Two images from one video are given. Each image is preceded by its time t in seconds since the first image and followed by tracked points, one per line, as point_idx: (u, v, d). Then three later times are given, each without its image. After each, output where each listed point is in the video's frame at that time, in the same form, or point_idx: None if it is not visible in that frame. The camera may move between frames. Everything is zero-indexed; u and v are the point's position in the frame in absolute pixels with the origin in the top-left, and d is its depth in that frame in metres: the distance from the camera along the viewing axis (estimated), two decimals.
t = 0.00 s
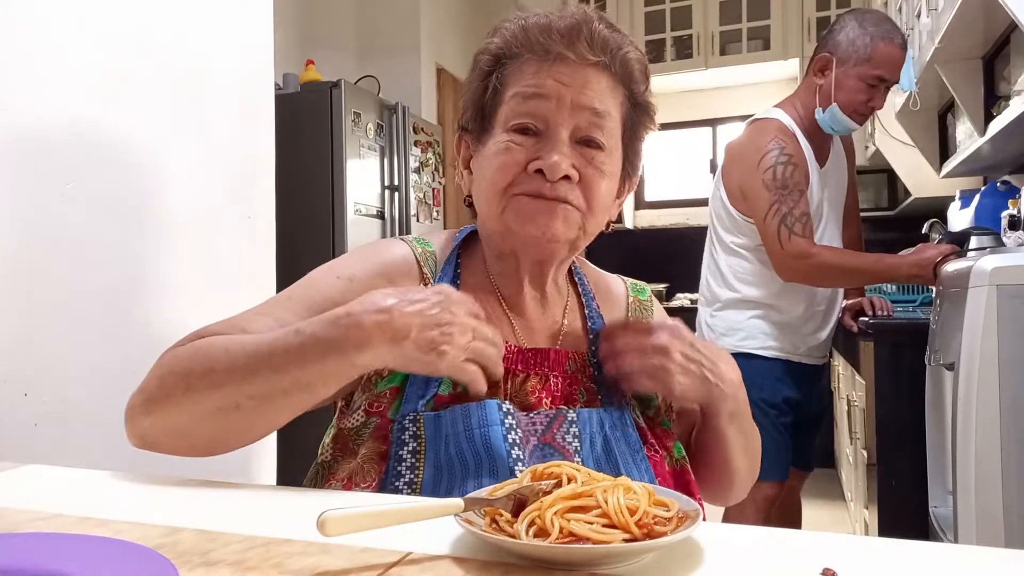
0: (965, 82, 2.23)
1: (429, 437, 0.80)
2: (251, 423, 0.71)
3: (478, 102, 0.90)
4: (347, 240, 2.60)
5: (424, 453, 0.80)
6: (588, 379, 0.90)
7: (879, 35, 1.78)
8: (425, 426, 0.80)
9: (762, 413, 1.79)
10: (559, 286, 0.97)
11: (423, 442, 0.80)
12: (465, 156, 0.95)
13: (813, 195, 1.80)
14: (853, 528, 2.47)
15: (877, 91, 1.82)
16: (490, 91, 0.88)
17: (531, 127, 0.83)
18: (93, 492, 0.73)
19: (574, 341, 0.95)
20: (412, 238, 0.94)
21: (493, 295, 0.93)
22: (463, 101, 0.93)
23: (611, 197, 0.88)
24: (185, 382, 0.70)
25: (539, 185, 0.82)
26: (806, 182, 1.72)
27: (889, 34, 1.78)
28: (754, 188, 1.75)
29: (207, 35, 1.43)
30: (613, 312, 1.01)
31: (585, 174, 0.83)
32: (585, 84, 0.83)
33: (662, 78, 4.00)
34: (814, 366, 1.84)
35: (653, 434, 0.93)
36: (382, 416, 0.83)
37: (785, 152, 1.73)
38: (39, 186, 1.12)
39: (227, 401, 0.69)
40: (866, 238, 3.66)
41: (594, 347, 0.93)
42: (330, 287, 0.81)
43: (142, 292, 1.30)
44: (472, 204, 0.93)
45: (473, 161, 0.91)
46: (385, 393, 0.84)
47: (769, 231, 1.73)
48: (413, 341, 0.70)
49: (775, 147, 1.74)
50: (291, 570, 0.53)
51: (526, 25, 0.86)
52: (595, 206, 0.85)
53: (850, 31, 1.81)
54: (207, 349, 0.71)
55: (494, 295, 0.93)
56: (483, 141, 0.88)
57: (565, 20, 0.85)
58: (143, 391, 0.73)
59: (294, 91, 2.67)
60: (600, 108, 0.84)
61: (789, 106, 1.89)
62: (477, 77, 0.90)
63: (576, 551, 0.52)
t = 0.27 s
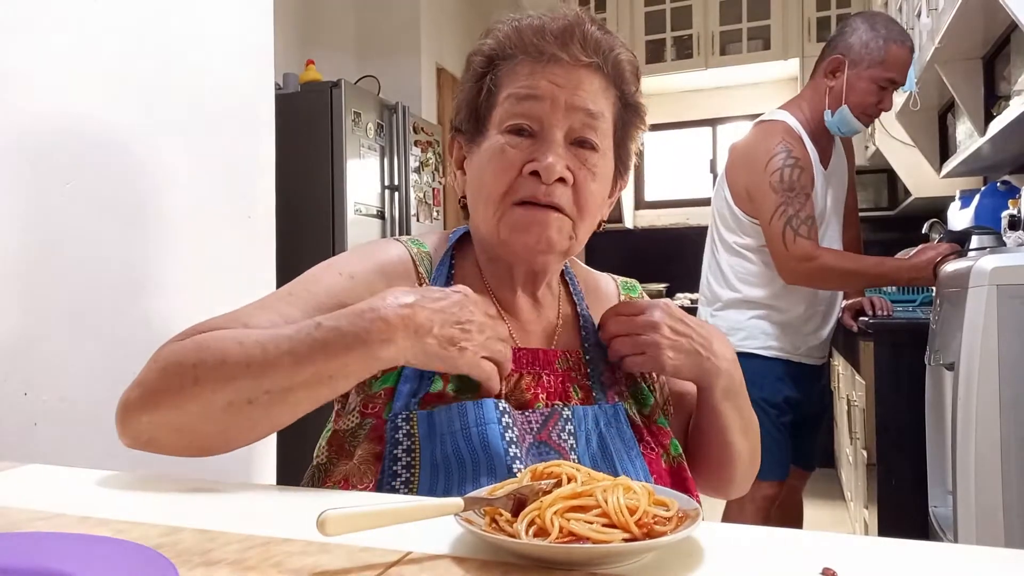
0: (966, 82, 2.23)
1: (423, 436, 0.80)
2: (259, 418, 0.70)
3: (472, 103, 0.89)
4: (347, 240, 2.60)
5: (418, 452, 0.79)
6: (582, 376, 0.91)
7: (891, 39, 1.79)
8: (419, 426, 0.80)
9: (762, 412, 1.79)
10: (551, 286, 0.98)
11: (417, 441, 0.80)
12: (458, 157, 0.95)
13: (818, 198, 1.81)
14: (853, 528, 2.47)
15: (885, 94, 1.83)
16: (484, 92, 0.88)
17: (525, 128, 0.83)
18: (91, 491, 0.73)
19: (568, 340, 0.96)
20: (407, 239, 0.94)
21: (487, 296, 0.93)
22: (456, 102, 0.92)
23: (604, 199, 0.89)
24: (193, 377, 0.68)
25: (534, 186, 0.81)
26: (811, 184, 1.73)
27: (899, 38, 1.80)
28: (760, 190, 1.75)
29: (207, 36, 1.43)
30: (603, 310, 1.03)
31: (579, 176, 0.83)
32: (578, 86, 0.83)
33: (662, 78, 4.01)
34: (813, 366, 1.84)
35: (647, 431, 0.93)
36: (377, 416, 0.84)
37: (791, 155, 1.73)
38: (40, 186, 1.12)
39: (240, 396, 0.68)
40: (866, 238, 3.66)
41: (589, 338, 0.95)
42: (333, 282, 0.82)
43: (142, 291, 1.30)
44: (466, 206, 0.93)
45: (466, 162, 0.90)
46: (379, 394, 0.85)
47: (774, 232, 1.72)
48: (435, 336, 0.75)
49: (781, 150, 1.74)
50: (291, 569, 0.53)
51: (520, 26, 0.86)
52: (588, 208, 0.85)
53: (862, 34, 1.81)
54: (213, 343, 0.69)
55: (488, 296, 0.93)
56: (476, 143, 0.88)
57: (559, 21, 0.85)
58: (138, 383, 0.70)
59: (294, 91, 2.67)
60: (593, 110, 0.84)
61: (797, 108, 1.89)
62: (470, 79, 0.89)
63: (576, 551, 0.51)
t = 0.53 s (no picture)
0: (965, 82, 2.23)
1: (412, 433, 0.80)
2: (252, 416, 0.70)
3: (473, 101, 0.88)
4: (346, 239, 2.60)
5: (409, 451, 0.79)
6: (575, 374, 0.91)
7: (896, 41, 1.79)
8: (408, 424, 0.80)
9: (761, 412, 1.79)
10: (545, 286, 0.98)
11: (407, 440, 0.80)
12: (455, 153, 0.94)
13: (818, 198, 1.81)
14: (852, 527, 2.47)
15: (887, 96, 1.83)
16: (487, 91, 0.87)
17: (531, 130, 0.83)
18: (90, 491, 0.73)
19: (563, 338, 0.96)
20: (398, 239, 0.94)
21: (481, 295, 0.93)
22: (455, 97, 0.91)
23: (604, 203, 0.89)
24: (183, 376, 0.68)
25: (541, 191, 0.82)
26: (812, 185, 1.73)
27: (904, 41, 1.80)
28: (761, 189, 1.75)
29: (207, 36, 1.43)
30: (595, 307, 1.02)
31: (584, 181, 0.84)
32: (585, 90, 0.83)
33: (661, 77, 4.00)
34: (812, 365, 1.84)
35: (642, 430, 0.93)
36: (367, 418, 0.83)
37: (792, 155, 1.73)
38: (41, 185, 1.12)
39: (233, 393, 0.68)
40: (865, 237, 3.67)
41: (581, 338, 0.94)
42: (321, 282, 0.82)
43: (142, 291, 1.30)
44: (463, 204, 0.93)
45: (465, 161, 0.89)
46: (368, 395, 0.84)
47: (774, 230, 1.72)
48: (423, 329, 0.75)
49: (782, 150, 1.74)
50: (290, 568, 0.53)
51: (527, 26, 0.85)
52: (592, 213, 0.85)
53: (868, 35, 1.81)
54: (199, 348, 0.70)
55: (482, 294, 0.93)
56: (477, 142, 0.87)
57: (566, 23, 0.85)
58: (127, 388, 0.70)
59: (294, 90, 2.66)
60: (599, 114, 0.85)
61: (800, 108, 1.89)
62: (472, 76, 0.88)
63: (575, 550, 0.51)
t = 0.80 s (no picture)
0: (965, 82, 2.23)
1: (410, 443, 0.79)
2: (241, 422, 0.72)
3: (467, 98, 0.88)
4: (346, 239, 2.60)
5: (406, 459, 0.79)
6: (571, 376, 0.91)
7: (891, 41, 1.80)
8: (406, 434, 0.79)
9: (760, 411, 1.79)
10: (544, 285, 0.98)
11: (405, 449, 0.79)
12: (448, 151, 0.94)
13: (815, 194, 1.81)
14: (851, 527, 2.48)
15: (882, 95, 1.84)
16: (481, 87, 0.86)
17: (526, 126, 0.83)
18: (89, 490, 0.73)
19: (559, 338, 0.95)
20: (390, 241, 0.94)
21: (474, 293, 0.92)
22: (448, 95, 0.91)
23: (600, 200, 0.89)
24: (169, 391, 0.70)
25: (536, 187, 0.82)
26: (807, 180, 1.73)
27: (898, 41, 1.81)
28: (756, 186, 1.75)
29: (207, 35, 1.43)
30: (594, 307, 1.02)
31: (580, 177, 0.84)
32: (580, 86, 0.83)
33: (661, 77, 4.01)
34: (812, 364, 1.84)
35: (638, 432, 0.94)
36: (366, 426, 0.84)
37: (788, 152, 1.73)
38: (40, 184, 1.12)
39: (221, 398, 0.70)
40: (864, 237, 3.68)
41: (576, 341, 0.93)
42: (305, 289, 0.81)
43: (144, 290, 1.30)
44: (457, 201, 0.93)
45: (459, 158, 0.89)
46: (366, 403, 0.85)
47: (770, 226, 1.73)
48: (384, 337, 0.70)
49: (777, 147, 1.75)
50: (289, 568, 0.53)
51: (520, 21, 0.85)
52: (587, 209, 0.85)
53: (863, 35, 1.82)
54: (188, 355, 0.71)
55: (475, 293, 0.93)
56: (471, 139, 0.87)
57: (560, 18, 0.85)
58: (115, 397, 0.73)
59: (294, 90, 2.66)
60: (594, 111, 0.85)
61: (796, 108, 1.89)
62: (465, 72, 0.88)
63: (575, 550, 0.52)
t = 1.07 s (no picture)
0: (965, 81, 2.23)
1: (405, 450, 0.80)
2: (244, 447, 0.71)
3: (459, 97, 0.88)
4: (346, 237, 2.60)
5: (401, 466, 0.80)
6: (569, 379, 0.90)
7: (881, 35, 1.81)
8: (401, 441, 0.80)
9: (761, 410, 1.79)
10: (540, 286, 0.96)
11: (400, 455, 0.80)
12: (441, 149, 0.94)
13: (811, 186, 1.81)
14: (851, 526, 2.47)
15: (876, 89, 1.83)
16: (472, 86, 0.87)
17: (515, 127, 0.83)
18: (89, 488, 0.73)
19: (554, 339, 0.95)
20: (382, 243, 0.94)
21: (468, 295, 0.92)
22: (442, 93, 0.91)
23: (594, 200, 0.89)
24: (170, 411, 0.70)
25: (524, 190, 0.82)
26: (802, 171, 1.73)
27: (887, 36, 1.82)
28: (751, 179, 1.76)
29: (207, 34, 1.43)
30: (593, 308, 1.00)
31: (570, 178, 0.83)
32: (572, 86, 0.83)
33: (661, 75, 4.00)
34: (813, 363, 1.83)
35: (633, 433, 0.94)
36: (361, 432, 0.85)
37: (782, 144, 1.74)
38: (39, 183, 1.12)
39: (218, 419, 0.68)
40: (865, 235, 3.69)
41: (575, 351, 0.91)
42: (298, 302, 0.81)
43: (144, 289, 1.30)
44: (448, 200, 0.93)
45: (452, 157, 0.90)
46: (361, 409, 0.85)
47: (765, 217, 1.73)
48: (354, 391, 0.65)
49: (771, 141, 1.75)
50: (289, 566, 0.53)
51: (512, 19, 0.85)
52: (578, 210, 0.85)
53: (853, 31, 1.82)
54: (191, 377, 0.71)
55: (469, 293, 0.92)
56: (463, 139, 0.87)
57: (553, 16, 0.84)
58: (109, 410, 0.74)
59: (294, 88, 2.66)
60: (586, 110, 0.84)
61: (790, 106, 1.88)
62: (458, 70, 0.89)
63: (575, 549, 0.52)
